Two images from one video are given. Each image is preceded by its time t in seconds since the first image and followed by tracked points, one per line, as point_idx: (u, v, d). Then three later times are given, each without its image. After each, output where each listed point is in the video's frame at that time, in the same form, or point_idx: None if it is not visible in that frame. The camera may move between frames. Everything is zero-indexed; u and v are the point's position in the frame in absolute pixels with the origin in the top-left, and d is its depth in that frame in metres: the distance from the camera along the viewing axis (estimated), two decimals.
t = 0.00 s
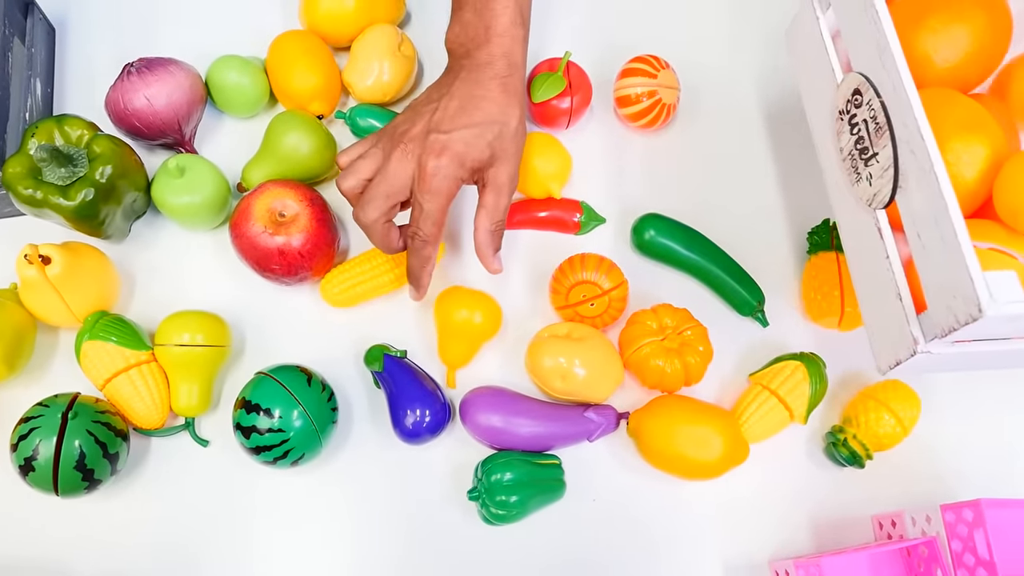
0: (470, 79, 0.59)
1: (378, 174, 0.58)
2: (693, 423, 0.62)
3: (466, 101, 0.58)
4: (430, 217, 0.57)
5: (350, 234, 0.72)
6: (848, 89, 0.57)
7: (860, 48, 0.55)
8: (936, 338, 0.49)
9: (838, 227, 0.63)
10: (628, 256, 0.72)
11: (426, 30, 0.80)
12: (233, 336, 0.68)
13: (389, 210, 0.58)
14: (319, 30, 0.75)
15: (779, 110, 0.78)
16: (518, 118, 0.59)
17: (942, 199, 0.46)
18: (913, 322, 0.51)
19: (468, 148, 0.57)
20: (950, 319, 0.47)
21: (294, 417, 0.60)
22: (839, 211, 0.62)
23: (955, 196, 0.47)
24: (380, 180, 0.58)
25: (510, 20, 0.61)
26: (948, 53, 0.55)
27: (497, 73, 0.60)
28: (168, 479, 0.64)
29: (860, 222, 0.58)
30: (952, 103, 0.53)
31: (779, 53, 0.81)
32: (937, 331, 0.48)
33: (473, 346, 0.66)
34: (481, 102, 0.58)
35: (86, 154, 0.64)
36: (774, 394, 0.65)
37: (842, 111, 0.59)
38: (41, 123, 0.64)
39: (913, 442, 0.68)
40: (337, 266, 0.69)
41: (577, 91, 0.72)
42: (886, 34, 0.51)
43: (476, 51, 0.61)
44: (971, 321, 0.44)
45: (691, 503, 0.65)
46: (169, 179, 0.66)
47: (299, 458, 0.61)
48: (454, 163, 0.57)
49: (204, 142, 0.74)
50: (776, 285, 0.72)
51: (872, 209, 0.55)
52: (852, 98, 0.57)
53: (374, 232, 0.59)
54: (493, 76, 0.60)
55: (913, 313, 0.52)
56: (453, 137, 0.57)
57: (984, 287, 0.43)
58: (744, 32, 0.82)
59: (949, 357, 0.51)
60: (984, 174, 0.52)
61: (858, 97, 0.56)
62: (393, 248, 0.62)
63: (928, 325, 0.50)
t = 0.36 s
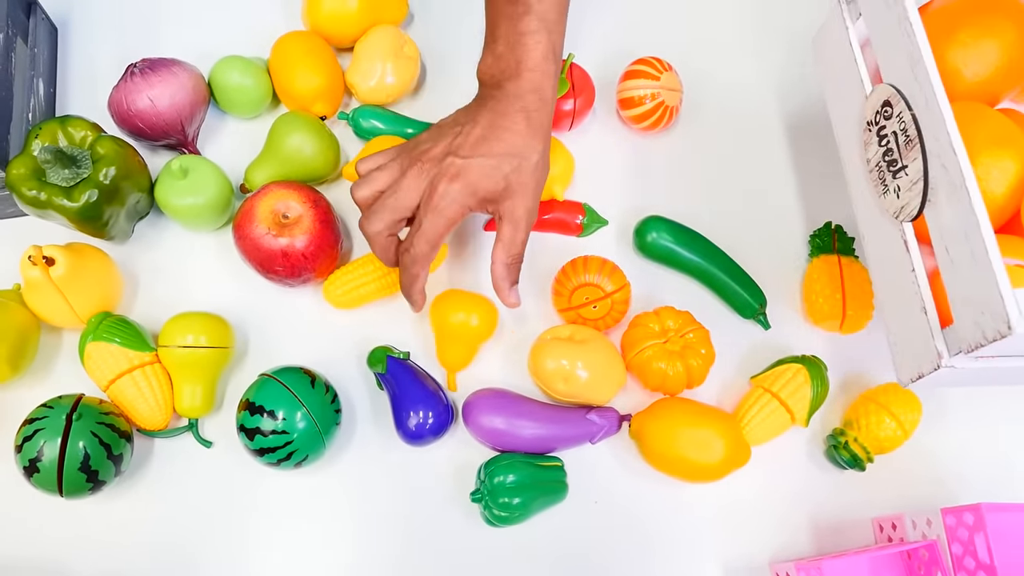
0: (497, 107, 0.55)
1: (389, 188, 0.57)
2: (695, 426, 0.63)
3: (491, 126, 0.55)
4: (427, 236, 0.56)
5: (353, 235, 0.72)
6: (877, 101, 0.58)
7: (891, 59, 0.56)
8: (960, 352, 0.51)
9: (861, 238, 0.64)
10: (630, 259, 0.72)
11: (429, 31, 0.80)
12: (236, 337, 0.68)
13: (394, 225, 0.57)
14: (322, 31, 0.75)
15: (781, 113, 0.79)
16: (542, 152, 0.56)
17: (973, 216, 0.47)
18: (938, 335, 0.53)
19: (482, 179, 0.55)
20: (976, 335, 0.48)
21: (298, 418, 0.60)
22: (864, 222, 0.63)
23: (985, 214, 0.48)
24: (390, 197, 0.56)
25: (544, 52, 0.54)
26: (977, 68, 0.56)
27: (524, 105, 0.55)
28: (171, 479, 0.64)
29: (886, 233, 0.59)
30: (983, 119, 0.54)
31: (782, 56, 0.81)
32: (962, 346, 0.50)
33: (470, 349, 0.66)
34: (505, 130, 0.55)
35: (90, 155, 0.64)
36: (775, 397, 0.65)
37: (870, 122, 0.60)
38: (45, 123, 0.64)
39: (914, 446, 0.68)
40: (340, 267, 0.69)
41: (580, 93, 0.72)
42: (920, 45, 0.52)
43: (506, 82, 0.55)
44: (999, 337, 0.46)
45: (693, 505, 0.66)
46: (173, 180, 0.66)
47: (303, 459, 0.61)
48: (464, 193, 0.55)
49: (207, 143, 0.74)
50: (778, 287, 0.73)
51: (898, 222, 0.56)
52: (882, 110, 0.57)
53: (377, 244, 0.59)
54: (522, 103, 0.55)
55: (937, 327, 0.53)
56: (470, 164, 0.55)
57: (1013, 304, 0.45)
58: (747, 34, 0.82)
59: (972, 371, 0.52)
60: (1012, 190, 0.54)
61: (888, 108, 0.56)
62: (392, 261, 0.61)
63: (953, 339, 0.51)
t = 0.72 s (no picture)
0: (494, 98, 0.55)
1: (382, 174, 0.56)
2: (697, 430, 0.63)
3: (484, 118, 0.55)
4: (420, 225, 0.55)
5: (355, 238, 0.72)
6: (892, 113, 0.59)
7: (906, 72, 0.57)
8: (969, 363, 0.52)
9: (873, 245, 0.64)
10: (633, 262, 0.72)
11: (432, 32, 0.80)
12: (238, 339, 0.68)
13: (385, 210, 0.56)
14: (325, 33, 0.75)
15: (784, 116, 0.78)
16: (536, 147, 0.56)
17: (984, 228, 0.48)
18: (947, 347, 0.54)
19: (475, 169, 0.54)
20: (986, 348, 0.49)
21: (300, 422, 0.60)
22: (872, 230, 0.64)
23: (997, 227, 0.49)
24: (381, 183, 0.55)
25: (540, 44, 0.56)
26: (991, 80, 0.57)
27: (521, 96, 0.55)
28: (173, 482, 0.64)
29: (896, 243, 0.60)
30: (995, 132, 0.55)
31: (787, 58, 0.81)
32: (970, 357, 0.51)
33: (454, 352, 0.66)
34: (500, 121, 0.54)
35: (91, 158, 0.64)
36: (778, 401, 0.65)
37: (885, 133, 0.60)
38: (46, 126, 0.64)
39: (916, 450, 0.68)
40: (342, 270, 0.69)
41: (583, 95, 0.72)
42: (935, 58, 0.54)
43: (504, 73, 0.56)
44: (1008, 350, 0.47)
45: (694, 510, 0.66)
46: (174, 182, 0.66)
47: (305, 463, 0.61)
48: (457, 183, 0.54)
49: (208, 144, 0.74)
50: (781, 291, 0.72)
51: (911, 233, 0.57)
52: (896, 121, 0.58)
53: (366, 228, 0.57)
54: (521, 88, 0.55)
55: (947, 337, 0.54)
56: (464, 155, 0.54)
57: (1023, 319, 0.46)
58: (751, 37, 0.82)
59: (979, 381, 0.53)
60: None
61: (902, 121, 0.57)
62: (382, 248, 0.60)
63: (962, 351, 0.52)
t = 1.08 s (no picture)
0: (639, 77, 0.49)
1: (532, 176, 0.46)
2: (694, 430, 0.62)
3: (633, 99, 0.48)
4: (590, 221, 0.45)
5: (351, 236, 0.72)
6: (911, 123, 0.60)
7: (924, 83, 0.58)
8: (993, 377, 0.53)
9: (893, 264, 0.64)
10: (630, 261, 0.72)
11: (429, 30, 0.79)
12: (234, 338, 0.67)
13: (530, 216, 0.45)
14: (321, 31, 0.74)
15: (783, 115, 0.78)
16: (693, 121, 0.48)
17: (1009, 243, 0.50)
18: (970, 360, 0.55)
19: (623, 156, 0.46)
20: (1012, 362, 0.50)
21: (295, 422, 0.60)
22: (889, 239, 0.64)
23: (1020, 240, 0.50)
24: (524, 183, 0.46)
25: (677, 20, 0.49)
26: (1009, 89, 0.57)
27: (669, 70, 0.48)
28: (168, 482, 0.64)
29: (914, 255, 0.61)
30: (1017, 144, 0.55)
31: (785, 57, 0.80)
32: (994, 371, 0.52)
33: (464, 362, 0.66)
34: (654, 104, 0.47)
35: (86, 156, 0.63)
36: (775, 401, 0.65)
37: (902, 143, 0.61)
38: (40, 123, 0.64)
39: (913, 450, 0.68)
40: (338, 269, 0.69)
41: (580, 94, 0.72)
42: (955, 71, 0.55)
43: (642, 56, 0.49)
44: None
45: (690, 510, 0.66)
46: (170, 180, 0.66)
47: (300, 463, 0.61)
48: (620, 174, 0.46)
49: (204, 141, 0.74)
50: (778, 290, 0.72)
51: (931, 245, 0.58)
52: (915, 132, 0.59)
53: (507, 240, 0.45)
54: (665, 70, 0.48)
55: (969, 351, 0.55)
56: (621, 137, 0.46)
57: None
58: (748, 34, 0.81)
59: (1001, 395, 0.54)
60: None
61: (921, 131, 0.58)
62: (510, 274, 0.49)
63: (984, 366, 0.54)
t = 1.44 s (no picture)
0: (694, 218, 0.54)
1: (595, 326, 0.54)
2: (691, 429, 0.62)
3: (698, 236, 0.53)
4: (656, 382, 0.54)
5: (346, 234, 0.72)
6: (931, 116, 0.60)
7: (946, 75, 0.58)
8: (1010, 373, 0.53)
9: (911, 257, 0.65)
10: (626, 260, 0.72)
11: (424, 27, 0.79)
12: (229, 336, 0.67)
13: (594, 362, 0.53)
14: (317, 28, 0.74)
15: (780, 114, 0.78)
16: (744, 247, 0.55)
17: None
18: (986, 355, 0.55)
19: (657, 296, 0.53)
20: None
21: (291, 420, 0.60)
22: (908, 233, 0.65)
23: None
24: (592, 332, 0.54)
25: (730, 136, 0.53)
26: None
27: (721, 202, 0.54)
28: (163, 479, 0.64)
29: (933, 251, 0.61)
30: None
31: (782, 56, 0.81)
32: (1012, 366, 0.52)
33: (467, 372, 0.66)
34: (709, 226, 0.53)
35: (81, 153, 0.63)
36: (771, 400, 0.65)
37: (923, 136, 0.61)
38: (34, 120, 0.64)
39: (907, 449, 0.68)
40: (332, 267, 0.69)
41: (576, 94, 0.71)
42: (978, 62, 0.55)
43: (688, 174, 0.54)
44: None
45: (686, 508, 0.66)
46: (165, 177, 0.66)
47: (295, 461, 0.61)
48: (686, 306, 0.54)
49: (199, 139, 0.74)
50: (774, 289, 0.72)
51: (949, 239, 0.58)
52: (935, 125, 0.59)
53: (564, 394, 0.53)
54: (717, 201, 0.54)
55: (987, 346, 0.55)
56: (681, 292, 0.53)
57: None
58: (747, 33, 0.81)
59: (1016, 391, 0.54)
60: None
61: (942, 124, 0.58)
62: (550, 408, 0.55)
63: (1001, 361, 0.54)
